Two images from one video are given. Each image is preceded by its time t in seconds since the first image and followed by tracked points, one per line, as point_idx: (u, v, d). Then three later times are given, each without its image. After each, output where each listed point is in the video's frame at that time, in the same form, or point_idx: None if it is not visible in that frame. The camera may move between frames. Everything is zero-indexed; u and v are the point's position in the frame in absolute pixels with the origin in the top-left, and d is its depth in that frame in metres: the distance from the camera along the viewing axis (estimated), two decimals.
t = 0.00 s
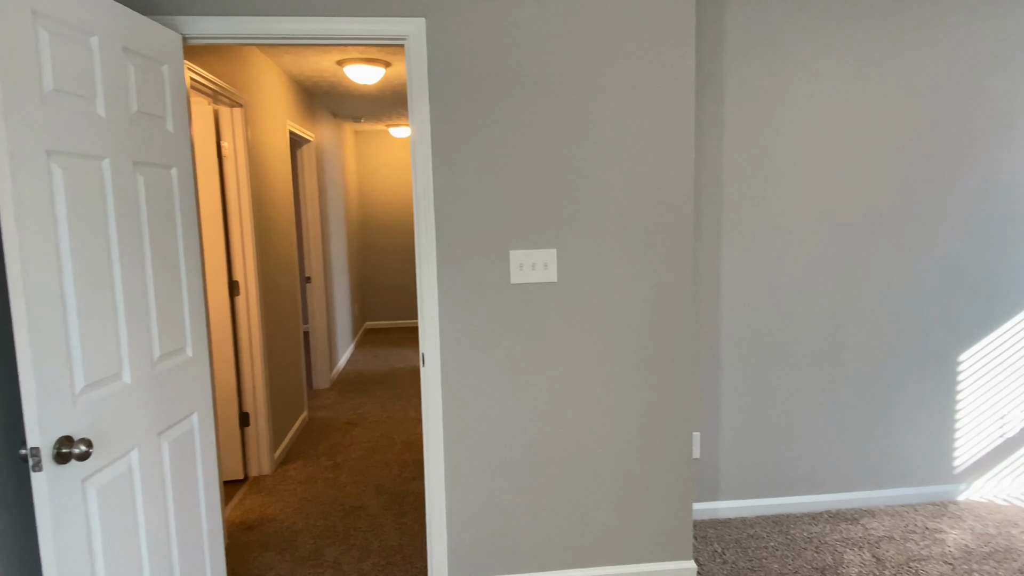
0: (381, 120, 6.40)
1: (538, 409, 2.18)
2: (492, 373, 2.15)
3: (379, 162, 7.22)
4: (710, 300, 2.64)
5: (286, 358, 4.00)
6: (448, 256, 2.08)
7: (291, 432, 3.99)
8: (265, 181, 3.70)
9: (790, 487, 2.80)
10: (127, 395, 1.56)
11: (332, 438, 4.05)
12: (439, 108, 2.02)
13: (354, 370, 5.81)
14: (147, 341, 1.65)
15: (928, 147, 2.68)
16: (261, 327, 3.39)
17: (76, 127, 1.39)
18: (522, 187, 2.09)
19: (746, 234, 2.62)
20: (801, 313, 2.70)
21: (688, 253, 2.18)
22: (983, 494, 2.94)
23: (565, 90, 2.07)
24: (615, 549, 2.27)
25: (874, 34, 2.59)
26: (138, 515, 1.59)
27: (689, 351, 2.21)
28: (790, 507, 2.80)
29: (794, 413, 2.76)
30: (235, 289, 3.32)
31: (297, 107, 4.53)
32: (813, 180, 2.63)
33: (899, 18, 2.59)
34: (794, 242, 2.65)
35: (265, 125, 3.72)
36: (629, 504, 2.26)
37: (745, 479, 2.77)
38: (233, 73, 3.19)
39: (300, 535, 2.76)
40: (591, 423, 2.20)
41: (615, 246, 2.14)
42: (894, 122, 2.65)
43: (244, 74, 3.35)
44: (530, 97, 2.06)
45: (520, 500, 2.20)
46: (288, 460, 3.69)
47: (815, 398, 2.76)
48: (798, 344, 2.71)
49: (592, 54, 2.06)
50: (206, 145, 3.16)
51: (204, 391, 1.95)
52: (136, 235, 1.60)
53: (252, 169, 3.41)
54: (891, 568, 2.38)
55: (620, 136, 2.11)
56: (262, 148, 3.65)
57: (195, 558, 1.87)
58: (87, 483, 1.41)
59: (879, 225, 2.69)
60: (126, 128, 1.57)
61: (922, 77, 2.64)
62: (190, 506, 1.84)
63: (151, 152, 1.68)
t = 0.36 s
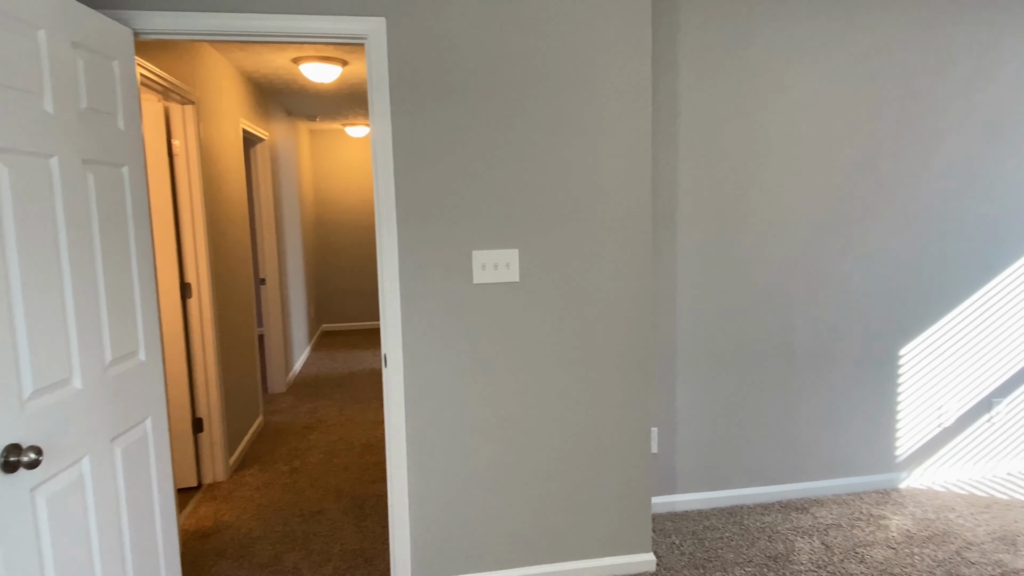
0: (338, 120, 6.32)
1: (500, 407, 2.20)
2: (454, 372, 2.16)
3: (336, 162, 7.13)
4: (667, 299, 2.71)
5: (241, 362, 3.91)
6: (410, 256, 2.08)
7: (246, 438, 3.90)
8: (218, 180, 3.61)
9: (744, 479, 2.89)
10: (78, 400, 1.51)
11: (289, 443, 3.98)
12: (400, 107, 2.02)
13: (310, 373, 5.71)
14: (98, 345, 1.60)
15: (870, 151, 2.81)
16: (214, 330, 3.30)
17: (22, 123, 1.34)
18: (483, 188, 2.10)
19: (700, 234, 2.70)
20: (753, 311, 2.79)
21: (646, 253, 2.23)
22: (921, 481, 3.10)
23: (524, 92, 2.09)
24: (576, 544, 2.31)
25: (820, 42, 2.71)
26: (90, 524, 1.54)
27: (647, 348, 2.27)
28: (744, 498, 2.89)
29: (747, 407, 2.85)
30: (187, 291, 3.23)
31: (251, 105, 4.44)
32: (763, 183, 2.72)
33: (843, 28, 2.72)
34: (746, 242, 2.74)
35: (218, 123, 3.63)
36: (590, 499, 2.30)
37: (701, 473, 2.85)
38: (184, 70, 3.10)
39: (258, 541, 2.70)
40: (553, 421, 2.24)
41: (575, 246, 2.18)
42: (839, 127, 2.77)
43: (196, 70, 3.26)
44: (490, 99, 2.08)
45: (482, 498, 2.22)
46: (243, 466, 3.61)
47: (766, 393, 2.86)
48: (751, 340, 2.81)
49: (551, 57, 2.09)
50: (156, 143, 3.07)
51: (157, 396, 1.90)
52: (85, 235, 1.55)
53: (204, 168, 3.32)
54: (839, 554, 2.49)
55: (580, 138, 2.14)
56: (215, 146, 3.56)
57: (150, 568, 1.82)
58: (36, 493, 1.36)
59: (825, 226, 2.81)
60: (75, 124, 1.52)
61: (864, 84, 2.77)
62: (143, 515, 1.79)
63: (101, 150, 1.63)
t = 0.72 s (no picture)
0: (289, 118, 6.20)
1: (459, 407, 2.21)
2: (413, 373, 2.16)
3: (289, 161, 7.00)
4: (622, 298, 2.77)
5: (190, 366, 3.80)
6: (367, 256, 2.08)
7: (196, 444, 3.80)
8: (165, 179, 3.50)
9: (695, 471, 2.98)
10: (22, 406, 1.46)
11: (241, 448, 3.89)
12: (357, 106, 2.02)
13: (262, 377, 5.59)
14: (43, 349, 1.55)
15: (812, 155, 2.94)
16: (162, 333, 3.20)
17: None
18: (440, 189, 2.12)
19: (653, 234, 2.78)
20: (703, 309, 2.89)
21: (600, 253, 2.29)
22: (861, 469, 3.26)
23: (481, 94, 2.12)
24: (535, 540, 2.35)
25: (764, 50, 2.82)
26: (36, 534, 1.49)
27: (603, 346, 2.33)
28: (696, 491, 2.99)
29: (698, 402, 2.95)
30: (133, 293, 3.12)
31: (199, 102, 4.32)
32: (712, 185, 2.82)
33: (785, 37, 2.84)
34: (696, 243, 2.84)
35: (165, 120, 3.53)
36: (548, 495, 2.34)
37: (655, 467, 2.93)
38: (129, 65, 3.01)
39: (211, 549, 2.64)
40: (511, 419, 2.27)
41: (532, 246, 2.22)
42: (783, 132, 2.89)
43: (142, 66, 3.17)
44: (447, 100, 2.10)
45: (442, 498, 2.23)
46: (193, 473, 3.51)
47: (716, 388, 2.96)
48: (701, 337, 2.90)
49: (507, 60, 2.13)
50: (99, 140, 2.96)
51: (105, 401, 1.84)
52: (29, 236, 1.50)
53: (151, 166, 3.22)
54: (785, 541, 2.60)
55: (535, 141, 2.18)
56: (162, 144, 3.46)
57: None
58: None
59: (770, 227, 2.93)
60: (17, 120, 1.46)
61: (806, 91, 2.90)
62: (91, 523, 1.73)
63: (45, 146, 1.57)
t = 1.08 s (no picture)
0: (241, 117, 6.07)
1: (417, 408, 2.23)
2: (370, 375, 2.16)
3: (242, 161, 6.85)
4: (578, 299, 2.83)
5: (138, 371, 3.69)
6: (323, 258, 2.07)
7: (145, 452, 3.69)
8: (111, 179, 3.40)
9: (649, 468, 3.06)
10: None
11: (192, 455, 3.80)
12: (312, 107, 2.01)
13: (213, 382, 5.45)
14: None
15: (759, 160, 3.05)
16: (108, 338, 3.11)
17: None
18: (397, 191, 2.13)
19: (608, 236, 2.84)
20: (656, 309, 2.97)
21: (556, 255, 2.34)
22: (806, 462, 3.39)
23: (437, 97, 2.14)
24: (494, 539, 2.37)
25: (713, 58, 2.92)
26: None
27: (558, 345, 2.37)
28: (651, 486, 3.07)
29: (653, 400, 3.03)
30: (77, 296, 3.02)
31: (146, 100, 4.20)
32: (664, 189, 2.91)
33: (732, 46, 2.95)
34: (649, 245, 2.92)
35: (110, 119, 3.43)
36: (506, 494, 2.37)
37: (611, 464, 2.99)
38: (73, 61, 2.91)
39: (161, 559, 2.58)
40: (469, 419, 2.29)
41: (488, 248, 2.25)
42: (731, 137, 2.99)
43: (86, 62, 3.07)
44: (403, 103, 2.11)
45: (400, 499, 2.24)
46: (142, 481, 3.41)
47: (669, 386, 3.04)
48: (655, 337, 2.98)
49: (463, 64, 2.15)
50: (40, 138, 2.86)
51: (49, 408, 1.79)
52: None
53: (96, 166, 3.12)
54: (735, 532, 2.70)
55: (491, 144, 2.21)
56: (107, 143, 3.35)
57: None
58: None
59: (719, 229, 3.03)
60: None
61: (753, 99, 3.01)
62: (34, 534, 1.68)
63: None
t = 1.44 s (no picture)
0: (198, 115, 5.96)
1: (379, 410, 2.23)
2: (331, 378, 2.16)
3: (199, 160, 6.71)
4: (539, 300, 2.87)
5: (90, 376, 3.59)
6: (283, 261, 2.06)
7: (98, 459, 3.59)
8: (62, 179, 3.31)
9: (611, 466, 3.12)
10: None
11: (148, 462, 3.71)
12: (272, 108, 2.00)
13: (170, 387, 5.33)
14: None
15: (715, 164, 3.14)
16: (58, 343, 3.02)
17: None
18: (357, 194, 2.13)
19: (569, 239, 2.89)
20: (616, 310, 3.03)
21: (517, 258, 2.37)
22: (762, 457, 3.50)
23: (397, 100, 2.15)
24: (456, 539, 2.39)
25: (670, 65, 3.00)
26: None
27: (520, 346, 2.41)
28: (612, 484, 3.12)
29: (613, 399, 3.08)
30: (26, 299, 2.93)
31: (99, 98, 4.10)
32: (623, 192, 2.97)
33: (689, 53, 3.03)
34: (609, 247, 2.97)
35: (61, 118, 3.33)
36: (468, 495, 2.39)
37: (573, 463, 3.04)
38: (20, 57, 2.83)
39: (114, 568, 2.52)
40: (432, 421, 2.30)
41: (450, 250, 2.27)
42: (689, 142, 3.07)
43: (34, 58, 2.98)
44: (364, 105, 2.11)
45: (362, 501, 2.24)
46: (95, 489, 3.33)
47: (630, 386, 3.11)
48: (615, 337, 3.04)
49: (424, 67, 2.17)
50: None
51: None
52: None
53: (46, 166, 3.03)
54: (694, 527, 2.77)
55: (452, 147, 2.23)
56: (58, 142, 3.26)
57: None
58: None
59: (677, 232, 3.10)
60: None
61: (709, 104, 3.10)
62: None
63: None
